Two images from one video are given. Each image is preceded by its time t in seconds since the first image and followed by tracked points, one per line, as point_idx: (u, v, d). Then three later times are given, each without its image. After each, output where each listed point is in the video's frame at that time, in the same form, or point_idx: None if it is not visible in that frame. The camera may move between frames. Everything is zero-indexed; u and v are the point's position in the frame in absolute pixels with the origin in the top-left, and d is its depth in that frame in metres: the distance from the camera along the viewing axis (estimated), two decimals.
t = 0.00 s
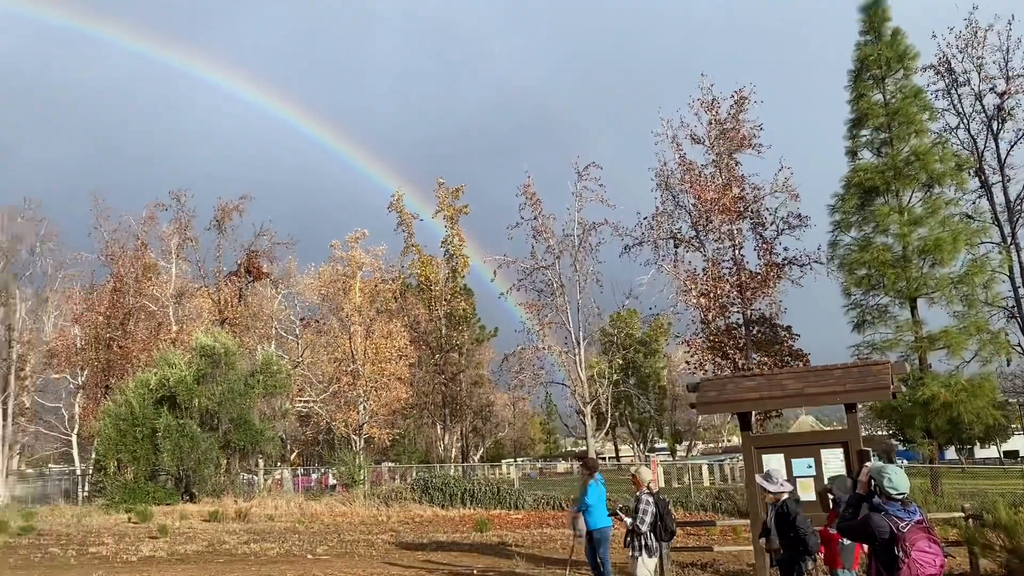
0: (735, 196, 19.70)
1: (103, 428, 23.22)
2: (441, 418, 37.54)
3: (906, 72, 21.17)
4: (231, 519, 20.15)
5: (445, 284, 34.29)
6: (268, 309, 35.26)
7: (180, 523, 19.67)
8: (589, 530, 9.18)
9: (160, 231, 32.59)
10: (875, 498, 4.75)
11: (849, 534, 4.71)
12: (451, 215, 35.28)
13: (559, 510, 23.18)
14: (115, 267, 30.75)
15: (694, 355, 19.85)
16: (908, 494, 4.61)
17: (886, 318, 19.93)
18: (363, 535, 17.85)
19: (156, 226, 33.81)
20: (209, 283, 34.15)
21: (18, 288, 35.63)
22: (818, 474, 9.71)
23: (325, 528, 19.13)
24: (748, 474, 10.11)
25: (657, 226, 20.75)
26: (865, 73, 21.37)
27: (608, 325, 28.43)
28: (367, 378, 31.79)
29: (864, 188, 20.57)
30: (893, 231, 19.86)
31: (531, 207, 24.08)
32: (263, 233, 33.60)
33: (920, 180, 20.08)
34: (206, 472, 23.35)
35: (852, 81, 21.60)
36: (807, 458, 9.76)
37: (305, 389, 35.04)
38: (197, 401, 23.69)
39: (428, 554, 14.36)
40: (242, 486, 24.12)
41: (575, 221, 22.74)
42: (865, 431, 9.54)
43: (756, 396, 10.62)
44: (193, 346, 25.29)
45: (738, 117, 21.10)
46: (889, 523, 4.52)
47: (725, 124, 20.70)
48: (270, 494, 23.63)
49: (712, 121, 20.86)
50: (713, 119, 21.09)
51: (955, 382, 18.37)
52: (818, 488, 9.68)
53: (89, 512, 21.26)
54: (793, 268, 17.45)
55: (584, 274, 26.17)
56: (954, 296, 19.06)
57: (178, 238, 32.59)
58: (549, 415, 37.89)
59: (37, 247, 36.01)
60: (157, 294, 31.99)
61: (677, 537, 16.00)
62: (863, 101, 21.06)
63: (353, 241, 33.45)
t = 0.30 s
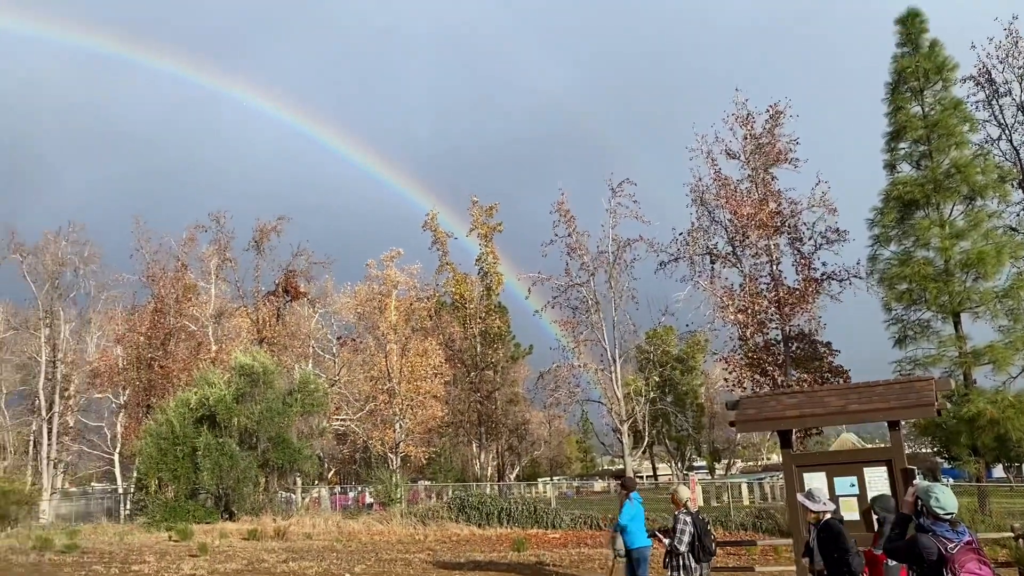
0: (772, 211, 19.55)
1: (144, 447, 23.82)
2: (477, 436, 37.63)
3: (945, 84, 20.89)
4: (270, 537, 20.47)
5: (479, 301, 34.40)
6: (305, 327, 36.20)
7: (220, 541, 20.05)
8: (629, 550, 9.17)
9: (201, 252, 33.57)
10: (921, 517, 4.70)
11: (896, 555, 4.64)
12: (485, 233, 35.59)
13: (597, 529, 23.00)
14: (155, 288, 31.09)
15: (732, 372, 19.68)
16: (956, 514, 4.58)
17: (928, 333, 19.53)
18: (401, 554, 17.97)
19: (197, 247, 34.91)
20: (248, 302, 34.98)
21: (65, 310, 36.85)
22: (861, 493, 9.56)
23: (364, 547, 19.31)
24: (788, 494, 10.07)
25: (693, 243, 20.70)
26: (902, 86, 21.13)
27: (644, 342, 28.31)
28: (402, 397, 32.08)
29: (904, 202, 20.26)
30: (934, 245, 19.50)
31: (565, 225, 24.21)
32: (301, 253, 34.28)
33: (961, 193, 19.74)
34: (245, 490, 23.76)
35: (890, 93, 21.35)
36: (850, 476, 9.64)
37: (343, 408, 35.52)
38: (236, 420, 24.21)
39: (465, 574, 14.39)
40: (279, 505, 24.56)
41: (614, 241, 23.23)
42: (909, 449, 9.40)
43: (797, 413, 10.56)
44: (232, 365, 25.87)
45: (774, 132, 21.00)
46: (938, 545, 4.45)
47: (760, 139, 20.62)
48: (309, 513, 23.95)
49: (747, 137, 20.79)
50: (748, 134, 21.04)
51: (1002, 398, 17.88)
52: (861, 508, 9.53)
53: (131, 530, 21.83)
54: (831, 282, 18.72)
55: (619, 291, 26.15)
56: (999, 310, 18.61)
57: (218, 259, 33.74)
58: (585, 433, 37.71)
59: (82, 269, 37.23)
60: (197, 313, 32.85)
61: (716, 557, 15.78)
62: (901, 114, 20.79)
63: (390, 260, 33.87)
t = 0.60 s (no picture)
0: (811, 223, 19.00)
1: (187, 464, 23.92)
2: (515, 453, 37.30)
3: (988, 92, 20.14)
4: (311, 554, 20.36)
5: (516, 317, 34.64)
6: (344, 344, 36.31)
7: (261, 558, 20.02)
8: (671, 569, 8.79)
9: (242, 271, 33.96)
10: (973, 537, 4.24)
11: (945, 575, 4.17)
12: (520, 248, 35.42)
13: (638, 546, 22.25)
14: (198, 307, 31.71)
15: (772, 388, 19.04)
16: (1010, 533, 4.12)
17: (976, 346, 18.67)
18: (440, 572, 17.69)
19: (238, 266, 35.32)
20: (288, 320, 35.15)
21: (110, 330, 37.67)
22: (909, 510, 9.02)
23: (404, 564, 19.10)
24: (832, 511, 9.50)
25: (731, 256, 20.20)
26: (943, 94, 20.43)
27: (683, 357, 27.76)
28: (441, 411, 31.93)
29: (947, 212, 19.51)
30: (980, 255, 18.66)
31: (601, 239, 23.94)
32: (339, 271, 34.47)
33: (1007, 203, 18.96)
34: (286, 506, 23.69)
35: (930, 103, 20.67)
36: (896, 492, 9.10)
37: (381, 424, 35.47)
38: (277, 437, 24.07)
39: None
40: (320, 521, 24.41)
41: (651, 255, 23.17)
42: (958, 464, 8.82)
43: (841, 428, 10.06)
44: (273, 380, 26.08)
45: (813, 143, 20.45)
46: (989, 564, 3.99)
47: (798, 150, 20.10)
48: (348, 529, 23.85)
49: (785, 148, 20.28)
50: (786, 145, 20.53)
51: None
52: (909, 526, 8.98)
53: (174, 546, 21.95)
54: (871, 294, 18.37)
55: (657, 305, 25.70)
56: None
57: (259, 278, 34.19)
58: (624, 449, 37.08)
59: (126, 289, 38.01)
60: (237, 332, 33.20)
61: None
62: (942, 123, 20.08)
63: (426, 276, 33.81)
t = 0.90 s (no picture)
0: (854, 232, 18.47)
1: (231, 479, 24.19)
2: (555, 467, 36.99)
3: None
4: (353, 568, 20.28)
5: (554, 330, 34.24)
6: (384, 359, 36.38)
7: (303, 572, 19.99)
8: None
9: (284, 287, 34.37)
10: None
11: None
12: (557, 261, 35.26)
13: (682, 561, 21.81)
14: (241, 323, 32.22)
15: (816, 402, 18.46)
16: None
17: None
18: None
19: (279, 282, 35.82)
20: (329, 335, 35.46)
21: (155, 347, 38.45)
22: (961, 525, 8.59)
23: None
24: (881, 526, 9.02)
25: (772, 267, 19.74)
26: (988, 99, 19.78)
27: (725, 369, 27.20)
28: (480, 425, 31.81)
29: (995, 219, 18.76)
30: None
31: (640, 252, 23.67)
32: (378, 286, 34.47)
33: None
34: (328, 521, 23.68)
35: (975, 108, 20.00)
36: (948, 506, 8.65)
37: (421, 438, 35.45)
38: (318, 451, 24.26)
39: None
40: (361, 535, 24.41)
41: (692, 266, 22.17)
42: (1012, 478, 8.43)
43: (888, 441, 9.66)
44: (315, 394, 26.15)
45: (854, 152, 19.94)
46: None
47: (839, 159, 19.61)
48: (389, 544, 23.84)
49: (825, 157, 19.82)
50: (826, 154, 20.05)
51: None
52: (961, 541, 8.57)
53: (218, 560, 22.13)
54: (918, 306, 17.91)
55: (697, 318, 25.25)
56: None
57: (299, 294, 34.51)
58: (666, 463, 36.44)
59: (170, 307, 38.80)
60: (279, 347, 33.54)
61: None
62: (988, 129, 19.41)
63: (464, 290, 33.83)
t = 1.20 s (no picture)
0: (898, 239, 17.90)
1: (276, 492, 24.27)
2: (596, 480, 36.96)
3: None
4: None
5: (593, 342, 33.93)
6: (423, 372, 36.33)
7: None
8: None
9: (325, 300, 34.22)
10: None
11: None
12: (596, 272, 35.04)
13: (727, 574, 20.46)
14: (284, 337, 32.26)
15: (862, 413, 17.88)
16: None
17: None
18: None
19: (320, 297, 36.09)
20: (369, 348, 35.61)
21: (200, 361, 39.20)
22: (1017, 538, 8.07)
23: None
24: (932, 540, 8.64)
25: (815, 275, 19.27)
26: None
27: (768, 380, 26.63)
28: (520, 438, 31.41)
29: None
30: None
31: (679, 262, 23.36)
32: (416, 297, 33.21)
33: None
34: (371, 533, 23.35)
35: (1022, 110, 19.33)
36: (1002, 519, 8.19)
37: (461, 451, 35.38)
38: (360, 464, 24.04)
39: None
40: (402, 547, 24.21)
41: (733, 278, 21.53)
42: None
43: (938, 451, 9.25)
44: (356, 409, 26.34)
45: (897, 157, 19.38)
46: None
47: (882, 165, 19.06)
48: (431, 556, 23.63)
49: (867, 163, 19.29)
50: (868, 160, 19.52)
51: None
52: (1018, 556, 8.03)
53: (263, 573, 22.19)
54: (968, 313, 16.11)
55: (740, 328, 24.82)
56: None
57: (341, 308, 34.25)
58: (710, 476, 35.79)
59: (215, 322, 39.53)
60: (320, 361, 33.64)
61: None
62: None
63: (502, 302, 33.78)
